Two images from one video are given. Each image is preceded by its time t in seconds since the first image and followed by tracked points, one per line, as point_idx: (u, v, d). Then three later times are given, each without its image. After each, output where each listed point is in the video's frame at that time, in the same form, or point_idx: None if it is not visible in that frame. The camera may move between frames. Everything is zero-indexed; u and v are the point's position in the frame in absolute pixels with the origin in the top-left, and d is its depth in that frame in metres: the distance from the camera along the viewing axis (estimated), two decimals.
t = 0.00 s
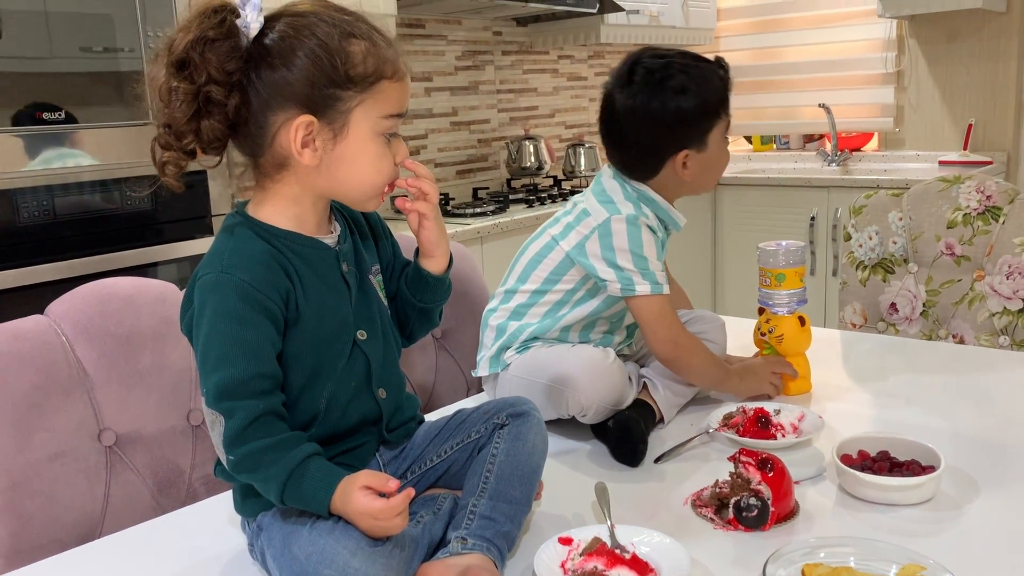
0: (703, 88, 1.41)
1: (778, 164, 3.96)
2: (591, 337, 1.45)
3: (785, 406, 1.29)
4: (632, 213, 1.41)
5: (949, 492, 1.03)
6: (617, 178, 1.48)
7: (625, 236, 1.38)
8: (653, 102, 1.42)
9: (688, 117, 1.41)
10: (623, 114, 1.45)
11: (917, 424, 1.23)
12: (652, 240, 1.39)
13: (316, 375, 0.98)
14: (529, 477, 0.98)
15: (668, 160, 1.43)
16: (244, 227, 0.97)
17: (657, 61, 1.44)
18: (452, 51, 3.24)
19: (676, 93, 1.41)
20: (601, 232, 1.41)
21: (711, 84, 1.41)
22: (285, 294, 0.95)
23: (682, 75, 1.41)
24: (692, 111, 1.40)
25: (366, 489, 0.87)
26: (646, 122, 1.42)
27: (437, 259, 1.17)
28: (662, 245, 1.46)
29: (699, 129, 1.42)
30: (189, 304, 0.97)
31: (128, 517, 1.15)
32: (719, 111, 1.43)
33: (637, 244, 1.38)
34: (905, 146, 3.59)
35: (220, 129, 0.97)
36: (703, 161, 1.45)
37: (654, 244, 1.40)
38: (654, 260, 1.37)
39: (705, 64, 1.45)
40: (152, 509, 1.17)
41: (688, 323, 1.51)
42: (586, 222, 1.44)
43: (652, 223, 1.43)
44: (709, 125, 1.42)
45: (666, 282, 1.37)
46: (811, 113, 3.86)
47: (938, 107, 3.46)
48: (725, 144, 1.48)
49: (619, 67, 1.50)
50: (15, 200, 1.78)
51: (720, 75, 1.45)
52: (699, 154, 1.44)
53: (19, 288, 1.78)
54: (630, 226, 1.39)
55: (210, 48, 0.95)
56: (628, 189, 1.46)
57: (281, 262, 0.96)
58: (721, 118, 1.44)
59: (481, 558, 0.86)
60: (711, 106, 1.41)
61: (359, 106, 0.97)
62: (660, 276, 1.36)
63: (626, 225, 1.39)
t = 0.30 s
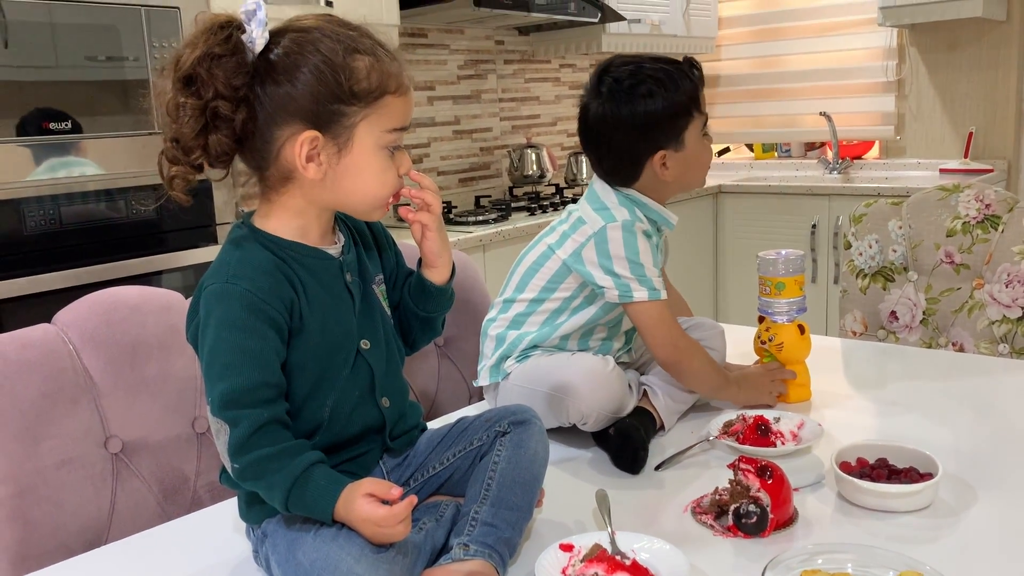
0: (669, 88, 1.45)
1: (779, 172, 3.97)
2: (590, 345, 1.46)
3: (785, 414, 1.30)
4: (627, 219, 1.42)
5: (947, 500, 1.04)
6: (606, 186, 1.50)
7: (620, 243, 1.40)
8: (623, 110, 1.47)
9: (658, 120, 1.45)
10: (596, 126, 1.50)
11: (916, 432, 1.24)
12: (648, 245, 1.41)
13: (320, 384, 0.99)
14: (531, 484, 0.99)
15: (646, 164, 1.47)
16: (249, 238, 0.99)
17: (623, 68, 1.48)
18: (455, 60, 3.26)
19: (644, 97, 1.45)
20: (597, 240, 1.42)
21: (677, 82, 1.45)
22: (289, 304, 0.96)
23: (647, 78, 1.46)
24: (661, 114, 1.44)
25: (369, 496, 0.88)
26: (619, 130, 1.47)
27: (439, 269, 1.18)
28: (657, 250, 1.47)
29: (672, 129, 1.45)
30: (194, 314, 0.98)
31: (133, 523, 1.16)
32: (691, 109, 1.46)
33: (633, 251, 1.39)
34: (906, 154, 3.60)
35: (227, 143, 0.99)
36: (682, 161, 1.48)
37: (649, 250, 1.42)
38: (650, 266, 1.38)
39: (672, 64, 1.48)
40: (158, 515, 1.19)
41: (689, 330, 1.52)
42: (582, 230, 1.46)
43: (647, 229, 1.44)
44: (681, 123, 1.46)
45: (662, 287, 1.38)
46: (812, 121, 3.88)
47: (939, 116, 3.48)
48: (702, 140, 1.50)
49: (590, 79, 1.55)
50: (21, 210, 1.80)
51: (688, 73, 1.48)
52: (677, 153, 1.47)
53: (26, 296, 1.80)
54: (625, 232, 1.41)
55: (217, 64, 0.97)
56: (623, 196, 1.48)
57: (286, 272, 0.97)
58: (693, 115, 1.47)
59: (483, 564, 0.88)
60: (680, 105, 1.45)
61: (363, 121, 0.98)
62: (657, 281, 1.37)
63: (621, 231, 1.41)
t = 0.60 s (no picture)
0: (673, 95, 1.46)
1: (782, 180, 3.98)
2: (592, 351, 1.47)
3: (788, 421, 1.31)
4: (628, 225, 1.43)
5: (949, 506, 1.04)
6: (605, 192, 1.51)
7: (620, 248, 1.41)
8: (625, 113, 1.49)
9: (659, 125, 1.46)
10: (598, 128, 1.52)
11: (919, 439, 1.25)
12: (648, 251, 1.42)
13: (327, 391, 1.00)
14: (535, 490, 0.99)
15: (643, 168, 1.48)
16: (257, 247, 1.00)
17: (628, 74, 1.50)
18: (459, 69, 3.28)
19: (646, 102, 1.47)
20: (598, 245, 1.43)
21: (680, 91, 1.46)
22: (296, 312, 0.97)
23: (651, 85, 1.47)
24: (663, 119, 1.46)
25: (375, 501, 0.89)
26: (619, 133, 1.49)
27: (444, 276, 1.19)
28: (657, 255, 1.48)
29: (672, 136, 1.46)
30: (203, 322, 0.99)
31: (141, 529, 1.17)
32: (693, 118, 1.48)
33: (633, 256, 1.40)
34: (909, 162, 3.61)
35: (232, 157, 1.00)
36: (680, 168, 1.49)
37: (650, 255, 1.43)
38: (650, 271, 1.39)
39: (678, 73, 1.50)
40: (165, 521, 1.20)
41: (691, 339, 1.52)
42: (583, 236, 1.46)
43: (648, 234, 1.45)
44: (682, 130, 1.47)
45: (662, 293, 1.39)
46: (815, 129, 3.89)
47: (941, 124, 3.49)
48: (703, 150, 1.51)
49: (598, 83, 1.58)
50: (29, 218, 1.81)
51: (693, 82, 1.50)
52: (676, 160, 1.48)
53: (34, 304, 1.81)
54: (625, 238, 1.42)
55: (221, 79, 0.98)
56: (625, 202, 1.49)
57: (293, 280, 0.99)
58: (695, 124, 1.48)
59: (488, 569, 0.88)
60: (682, 113, 1.46)
61: (367, 131, 1.00)
62: (657, 287, 1.38)
63: (621, 237, 1.41)
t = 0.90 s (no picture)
0: (682, 110, 1.46)
1: (786, 188, 3.99)
2: (593, 357, 1.48)
3: (791, 428, 1.31)
4: (622, 232, 1.45)
5: (952, 513, 1.05)
6: (599, 198, 1.53)
7: (613, 255, 1.42)
8: (632, 113, 1.50)
9: (659, 133, 1.47)
10: (607, 121, 1.54)
11: (922, 447, 1.25)
12: (642, 257, 1.42)
13: (333, 398, 1.01)
14: (539, 497, 1.00)
15: (634, 172, 1.50)
16: (263, 255, 1.01)
17: (648, 78, 1.51)
18: (463, 77, 3.30)
19: (654, 109, 1.48)
20: (592, 252, 1.44)
21: (690, 107, 1.46)
22: (303, 320, 0.98)
23: (664, 92, 1.48)
24: (665, 128, 1.46)
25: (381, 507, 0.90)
26: (620, 132, 1.50)
27: (448, 283, 1.20)
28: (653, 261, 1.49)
29: (671, 148, 1.47)
30: (210, 330, 1.00)
31: (148, 535, 1.18)
32: (696, 138, 1.47)
33: (627, 262, 1.41)
34: (913, 170, 3.62)
35: (237, 168, 1.01)
36: (672, 181, 1.49)
37: (644, 261, 1.43)
38: (643, 277, 1.40)
39: (700, 90, 1.50)
40: (171, 527, 1.20)
41: (693, 345, 1.53)
42: (578, 242, 1.48)
43: (642, 240, 1.46)
44: (680, 146, 1.47)
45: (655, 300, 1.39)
46: (818, 137, 3.90)
47: (945, 132, 3.49)
48: (701, 172, 1.50)
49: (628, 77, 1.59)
50: (38, 225, 1.83)
51: (710, 103, 1.49)
52: (670, 173, 1.48)
53: (41, 311, 1.82)
54: (619, 245, 1.43)
55: (224, 92, 0.99)
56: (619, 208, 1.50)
57: (299, 288, 0.99)
58: (698, 144, 1.48)
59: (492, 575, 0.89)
60: (685, 129, 1.46)
61: (371, 140, 1.01)
62: (649, 293, 1.38)
63: (615, 244, 1.43)
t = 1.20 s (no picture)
0: (709, 141, 1.46)
1: (788, 196, 4.00)
2: (591, 364, 1.49)
3: (794, 436, 1.31)
4: (607, 230, 1.47)
5: (954, 523, 1.05)
6: (598, 199, 1.55)
7: (597, 250, 1.44)
8: (663, 124, 1.52)
9: (676, 150, 1.47)
10: (642, 122, 1.56)
11: (924, 456, 1.25)
12: (626, 253, 1.43)
13: (338, 405, 1.02)
14: (543, 504, 1.00)
15: (640, 178, 1.51)
16: (270, 263, 1.02)
17: (696, 101, 1.51)
18: (467, 85, 3.31)
19: (685, 129, 1.48)
20: (577, 249, 1.46)
21: (717, 145, 1.46)
22: (308, 328, 0.99)
23: (703, 119, 1.48)
24: (685, 149, 1.47)
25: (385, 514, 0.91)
26: (646, 136, 1.52)
27: (452, 292, 1.21)
28: (642, 262, 1.49)
29: (683, 170, 1.47)
30: (217, 337, 1.01)
31: (152, 541, 1.18)
32: (711, 171, 1.47)
33: (610, 257, 1.43)
34: (915, 179, 3.63)
35: (243, 178, 1.02)
36: (672, 200, 1.50)
37: (629, 258, 1.44)
38: (626, 272, 1.41)
39: (739, 133, 1.50)
40: (175, 533, 1.21)
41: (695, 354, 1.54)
42: (565, 242, 1.50)
43: (629, 238, 1.48)
44: (691, 172, 1.47)
45: (639, 294, 1.40)
46: (821, 146, 3.91)
47: (947, 141, 3.50)
48: (702, 206, 1.50)
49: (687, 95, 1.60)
50: (44, 232, 1.84)
51: (740, 149, 1.48)
52: (675, 193, 1.49)
53: (46, 317, 1.83)
54: (604, 242, 1.44)
55: (231, 103, 1.00)
56: (607, 209, 1.52)
57: (305, 296, 1.00)
58: (711, 179, 1.48)
59: None
60: (703, 158, 1.46)
61: (377, 150, 1.02)
62: (632, 287, 1.39)
63: (599, 241, 1.44)
